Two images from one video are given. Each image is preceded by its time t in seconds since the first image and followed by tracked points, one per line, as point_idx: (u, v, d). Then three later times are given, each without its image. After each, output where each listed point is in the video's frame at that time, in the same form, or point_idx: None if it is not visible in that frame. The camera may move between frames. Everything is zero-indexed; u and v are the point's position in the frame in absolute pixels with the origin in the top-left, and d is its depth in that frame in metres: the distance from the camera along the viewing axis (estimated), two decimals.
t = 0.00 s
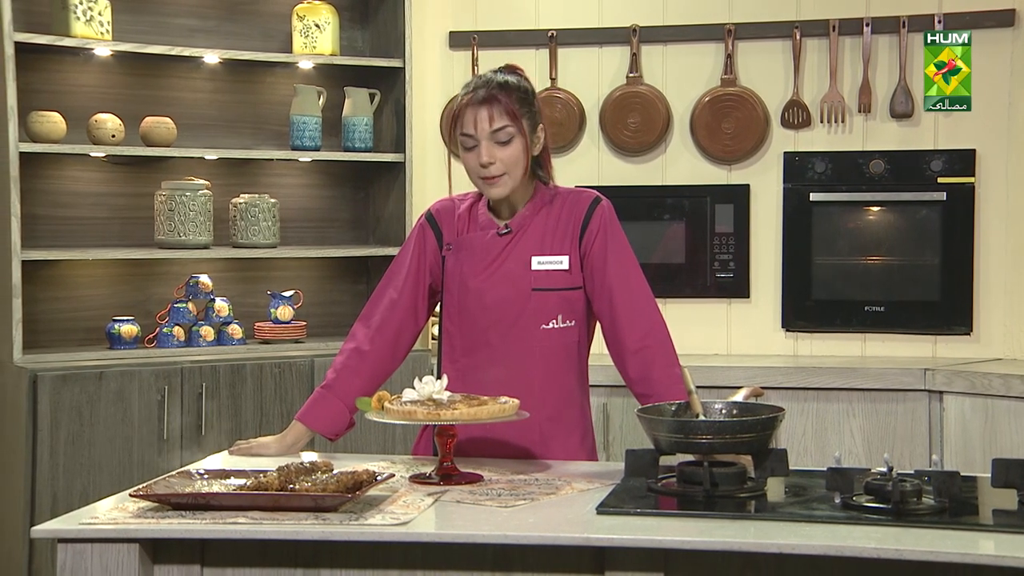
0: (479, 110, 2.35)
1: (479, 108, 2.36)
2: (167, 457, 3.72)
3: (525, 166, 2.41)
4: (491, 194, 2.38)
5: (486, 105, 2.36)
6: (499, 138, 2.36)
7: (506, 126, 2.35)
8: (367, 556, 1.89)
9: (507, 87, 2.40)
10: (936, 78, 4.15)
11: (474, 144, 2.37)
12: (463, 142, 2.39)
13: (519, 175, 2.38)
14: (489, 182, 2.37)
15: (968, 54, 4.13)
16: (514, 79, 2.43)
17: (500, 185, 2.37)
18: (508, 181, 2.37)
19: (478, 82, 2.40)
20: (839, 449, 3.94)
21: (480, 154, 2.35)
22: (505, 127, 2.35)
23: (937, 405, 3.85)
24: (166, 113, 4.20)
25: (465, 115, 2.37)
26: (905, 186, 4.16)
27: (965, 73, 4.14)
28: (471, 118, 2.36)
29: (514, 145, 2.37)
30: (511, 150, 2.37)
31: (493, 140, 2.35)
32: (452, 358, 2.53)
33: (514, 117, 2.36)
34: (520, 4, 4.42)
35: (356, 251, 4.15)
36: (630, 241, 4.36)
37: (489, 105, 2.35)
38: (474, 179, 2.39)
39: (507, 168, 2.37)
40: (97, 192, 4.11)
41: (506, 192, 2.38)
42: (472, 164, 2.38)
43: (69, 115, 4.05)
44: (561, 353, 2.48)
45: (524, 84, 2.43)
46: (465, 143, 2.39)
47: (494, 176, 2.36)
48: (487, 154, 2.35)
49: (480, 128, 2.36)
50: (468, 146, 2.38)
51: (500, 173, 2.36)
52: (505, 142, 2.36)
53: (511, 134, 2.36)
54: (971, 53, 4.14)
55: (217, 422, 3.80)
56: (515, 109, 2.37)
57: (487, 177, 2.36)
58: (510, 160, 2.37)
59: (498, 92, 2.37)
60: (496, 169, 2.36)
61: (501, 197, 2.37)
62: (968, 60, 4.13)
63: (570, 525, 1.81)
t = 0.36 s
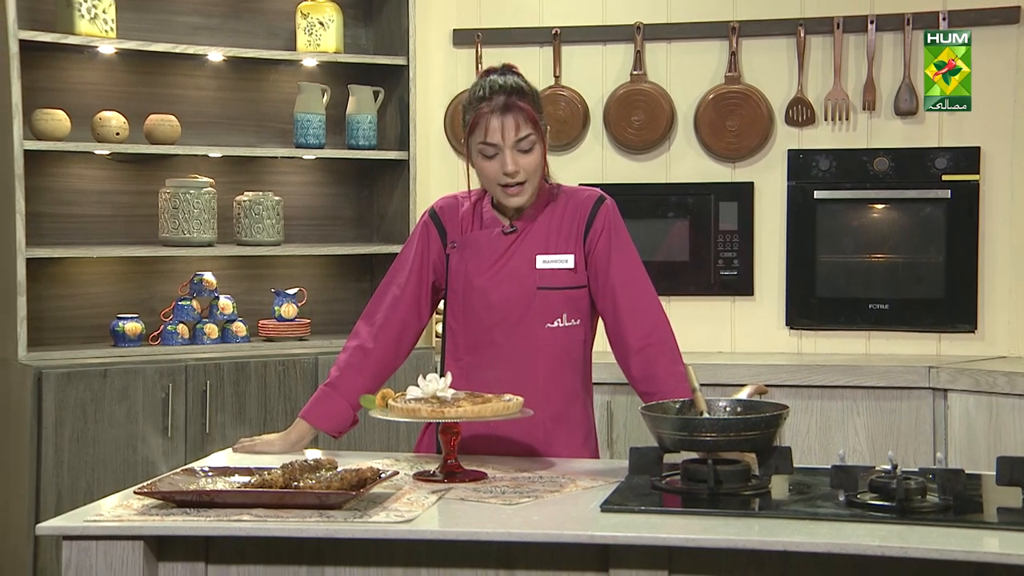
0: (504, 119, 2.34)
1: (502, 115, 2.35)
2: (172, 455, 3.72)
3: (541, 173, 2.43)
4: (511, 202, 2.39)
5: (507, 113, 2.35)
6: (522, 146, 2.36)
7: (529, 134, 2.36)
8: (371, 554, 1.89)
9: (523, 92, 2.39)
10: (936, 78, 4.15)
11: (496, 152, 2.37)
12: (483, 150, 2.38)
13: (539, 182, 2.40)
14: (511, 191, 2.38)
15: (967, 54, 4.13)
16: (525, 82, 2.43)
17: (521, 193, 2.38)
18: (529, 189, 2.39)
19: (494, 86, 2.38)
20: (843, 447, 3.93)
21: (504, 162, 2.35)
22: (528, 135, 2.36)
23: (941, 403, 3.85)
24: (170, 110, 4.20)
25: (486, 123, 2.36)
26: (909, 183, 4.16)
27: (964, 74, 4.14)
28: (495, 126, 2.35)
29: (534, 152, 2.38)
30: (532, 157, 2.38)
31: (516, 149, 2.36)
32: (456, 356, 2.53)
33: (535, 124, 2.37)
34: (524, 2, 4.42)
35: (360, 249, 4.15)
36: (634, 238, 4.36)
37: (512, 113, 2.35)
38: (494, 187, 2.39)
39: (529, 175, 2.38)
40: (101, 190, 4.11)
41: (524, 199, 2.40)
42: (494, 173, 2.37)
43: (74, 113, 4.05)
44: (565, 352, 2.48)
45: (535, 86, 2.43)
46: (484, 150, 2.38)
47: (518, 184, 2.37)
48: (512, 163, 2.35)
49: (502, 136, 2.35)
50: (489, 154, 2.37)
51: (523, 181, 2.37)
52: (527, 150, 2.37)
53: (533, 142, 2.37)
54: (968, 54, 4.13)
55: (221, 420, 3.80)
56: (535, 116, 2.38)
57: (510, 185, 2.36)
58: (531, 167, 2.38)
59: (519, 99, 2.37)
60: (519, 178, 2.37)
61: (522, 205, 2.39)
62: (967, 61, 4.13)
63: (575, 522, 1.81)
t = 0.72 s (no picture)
0: (512, 112, 2.35)
1: (510, 109, 2.36)
2: (176, 452, 3.73)
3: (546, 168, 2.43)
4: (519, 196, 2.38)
5: (514, 106, 2.36)
6: (530, 139, 2.36)
7: (536, 127, 2.37)
8: (375, 551, 1.89)
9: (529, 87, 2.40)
10: (936, 78, 4.14)
11: (503, 145, 2.37)
12: (490, 144, 2.38)
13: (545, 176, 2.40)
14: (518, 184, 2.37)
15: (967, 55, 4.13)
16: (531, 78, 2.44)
17: (528, 186, 2.38)
18: (537, 183, 2.39)
19: (499, 80, 2.39)
20: (846, 445, 3.93)
21: (513, 156, 2.35)
22: (536, 128, 2.36)
23: (945, 400, 3.84)
24: (173, 108, 4.20)
25: (494, 116, 2.36)
26: (913, 181, 4.15)
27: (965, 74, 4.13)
28: (503, 119, 2.35)
29: (541, 146, 2.39)
30: (538, 151, 2.38)
31: (524, 142, 2.36)
32: (462, 354, 2.53)
33: (542, 117, 2.38)
34: None
35: (364, 246, 4.15)
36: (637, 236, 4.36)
37: (520, 106, 2.36)
38: (500, 181, 2.39)
39: (536, 169, 2.38)
40: (104, 187, 4.11)
41: (531, 194, 2.39)
42: (501, 166, 2.37)
43: (77, 110, 4.05)
44: (570, 349, 2.48)
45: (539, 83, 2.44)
46: (491, 144, 2.38)
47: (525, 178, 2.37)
48: (521, 156, 2.35)
49: (510, 129, 2.36)
50: (496, 147, 2.37)
51: (530, 175, 2.37)
52: (535, 143, 2.37)
53: (540, 135, 2.37)
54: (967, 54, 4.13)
55: (225, 417, 3.80)
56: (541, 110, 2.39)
57: (519, 178, 2.36)
58: (538, 161, 2.38)
59: (526, 92, 2.38)
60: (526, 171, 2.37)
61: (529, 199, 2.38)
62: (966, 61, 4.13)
63: (578, 519, 1.81)
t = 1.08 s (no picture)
0: (531, 111, 2.35)
1: (529, 107, 2.36)
2: (176, 451, 3.73)
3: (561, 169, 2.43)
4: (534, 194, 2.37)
5: (532, 105, 2.36)
6: (547, 138, 2.37)
7: (553, 126, 2.37)
8: (376, 550, 1.90)
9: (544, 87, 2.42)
10: (936, 78, 4.14)
11: (521, 144, 2.36)
12: (508, 143, 2.37)
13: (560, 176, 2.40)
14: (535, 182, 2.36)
15: (965, 54, 4.13)
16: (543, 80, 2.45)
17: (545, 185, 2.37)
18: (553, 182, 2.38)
19: (516, 79, 2.40)
20: (847, 444, 3.93)
21: (531, 153, 2.35)
22: (553, 127, 2.37)
23: (946, 399, 3.84)
24: (174, 107, 4.20)
25: (513, 115, 2.36)
26: (914, 180, 4.15)
27: (964, 74, 4.13)
28: (521, 118, 2.36)
29: (557, 146, 2.39)
30: (555, 150, 2.38)
31: (542, 140, 2.36)
32: (474, 356, 2.54)
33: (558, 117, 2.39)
34: None
35: (365, 245, 4.15)
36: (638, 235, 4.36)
37: (539, 105, 2.36)
38: (517, 180, 2.38)
39: (553, 168, 2.38)
40: (105, 186, 4.11)
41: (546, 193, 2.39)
42: (519, 164, 2.36)
43: (78, 110, 4.05)
44: (582, 348, 2.49)
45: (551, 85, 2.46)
46: (509, 143, 2.37)
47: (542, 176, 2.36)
48: (539, 154, 2.35)
49: (528, 128, 2.36)
50: (513, 146, 2.37)
51: (548, 173, 2.37)
52: (552, 142, 2.38)
53: (557, 135, 2.38)
54: (966, 54, 4.13)
55: (226, 416, 3.80)
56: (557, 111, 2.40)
57: (538, 177, 2.35)
58: (554, 160, 2.38)
59: (543, 92, 2.38)
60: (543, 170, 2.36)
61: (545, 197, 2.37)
62: (965, 61, 4.13)
63: (579, 518, 1.81)
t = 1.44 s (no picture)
0: (573, 106, 2.41)
1: (571, 102, 2.41)
2: (176, 451, 3.73)
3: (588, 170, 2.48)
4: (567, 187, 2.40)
5: (573, 100, 2.41)
6: (585, 134, 2.42)
7: (591, 123, 2.43)
8: (376, 550, 1.90)
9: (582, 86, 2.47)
10: (936, 78, 4.14)
11: (560, 136, 2.40)
12: (547, 134, 2.40)
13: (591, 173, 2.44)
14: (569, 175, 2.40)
15: (964, 54, 4.13)
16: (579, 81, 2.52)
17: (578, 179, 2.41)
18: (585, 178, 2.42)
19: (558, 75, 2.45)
20: (847, 445, 3.93)
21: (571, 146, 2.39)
22: (591, 124, 2.43)
23: (945, 399, 3.84)
24: (174, 107, 4.20)
25: (555, 108, 2.41)
26: (914, 179, 4.15)
27: (964, 74, 4.13)
28: (564, 111, 2.40)
29: (591, 143, 2.44)
30: (590, 146, 2.43)
31: (580, 135, 2.41)
32: (503, 353, 2.50)
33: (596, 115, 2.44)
34: None
35: (365, 245, 4.15)
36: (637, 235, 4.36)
37: (580, 100, 2.42)
38: (552, 172, 2.40)
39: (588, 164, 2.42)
40: (105, 186, 4.11)
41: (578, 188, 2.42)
42: (556, 156, 2.39)
43: (78, 110, 4.05)
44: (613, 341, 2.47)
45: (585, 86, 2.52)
46: (549, 135, 2.41)
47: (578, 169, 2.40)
48: (578, 147, 2.39)
49: (568, 122, 2.40)
50: (552, 138, 2.40)
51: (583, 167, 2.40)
52: (588, 139, 2.43)
53: (593, 132, 2.43)
54: (965, 53, 4.13)
55: (226, 416, 3.80)
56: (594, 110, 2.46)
57: (574, 169, 2.38)
58: (589, 156, 2.42)
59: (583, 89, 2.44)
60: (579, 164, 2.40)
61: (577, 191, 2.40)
62: (965, 61, 4.13)
63: (579, 518, 1.81)
